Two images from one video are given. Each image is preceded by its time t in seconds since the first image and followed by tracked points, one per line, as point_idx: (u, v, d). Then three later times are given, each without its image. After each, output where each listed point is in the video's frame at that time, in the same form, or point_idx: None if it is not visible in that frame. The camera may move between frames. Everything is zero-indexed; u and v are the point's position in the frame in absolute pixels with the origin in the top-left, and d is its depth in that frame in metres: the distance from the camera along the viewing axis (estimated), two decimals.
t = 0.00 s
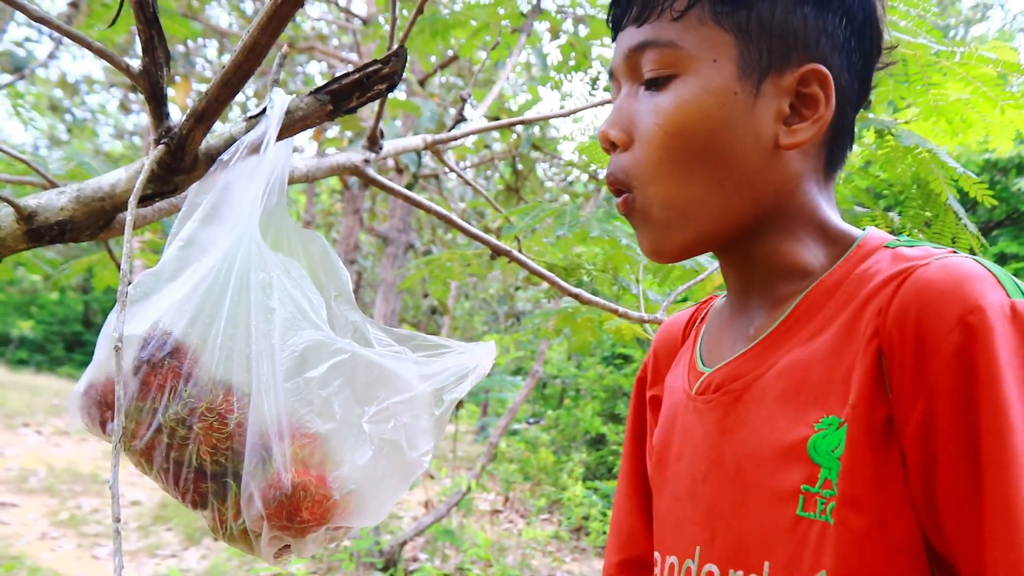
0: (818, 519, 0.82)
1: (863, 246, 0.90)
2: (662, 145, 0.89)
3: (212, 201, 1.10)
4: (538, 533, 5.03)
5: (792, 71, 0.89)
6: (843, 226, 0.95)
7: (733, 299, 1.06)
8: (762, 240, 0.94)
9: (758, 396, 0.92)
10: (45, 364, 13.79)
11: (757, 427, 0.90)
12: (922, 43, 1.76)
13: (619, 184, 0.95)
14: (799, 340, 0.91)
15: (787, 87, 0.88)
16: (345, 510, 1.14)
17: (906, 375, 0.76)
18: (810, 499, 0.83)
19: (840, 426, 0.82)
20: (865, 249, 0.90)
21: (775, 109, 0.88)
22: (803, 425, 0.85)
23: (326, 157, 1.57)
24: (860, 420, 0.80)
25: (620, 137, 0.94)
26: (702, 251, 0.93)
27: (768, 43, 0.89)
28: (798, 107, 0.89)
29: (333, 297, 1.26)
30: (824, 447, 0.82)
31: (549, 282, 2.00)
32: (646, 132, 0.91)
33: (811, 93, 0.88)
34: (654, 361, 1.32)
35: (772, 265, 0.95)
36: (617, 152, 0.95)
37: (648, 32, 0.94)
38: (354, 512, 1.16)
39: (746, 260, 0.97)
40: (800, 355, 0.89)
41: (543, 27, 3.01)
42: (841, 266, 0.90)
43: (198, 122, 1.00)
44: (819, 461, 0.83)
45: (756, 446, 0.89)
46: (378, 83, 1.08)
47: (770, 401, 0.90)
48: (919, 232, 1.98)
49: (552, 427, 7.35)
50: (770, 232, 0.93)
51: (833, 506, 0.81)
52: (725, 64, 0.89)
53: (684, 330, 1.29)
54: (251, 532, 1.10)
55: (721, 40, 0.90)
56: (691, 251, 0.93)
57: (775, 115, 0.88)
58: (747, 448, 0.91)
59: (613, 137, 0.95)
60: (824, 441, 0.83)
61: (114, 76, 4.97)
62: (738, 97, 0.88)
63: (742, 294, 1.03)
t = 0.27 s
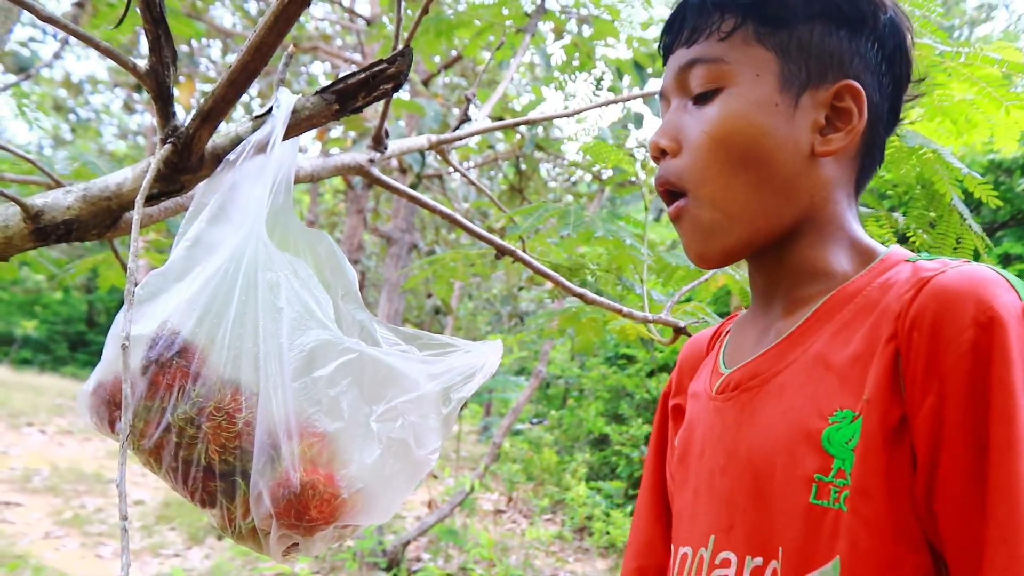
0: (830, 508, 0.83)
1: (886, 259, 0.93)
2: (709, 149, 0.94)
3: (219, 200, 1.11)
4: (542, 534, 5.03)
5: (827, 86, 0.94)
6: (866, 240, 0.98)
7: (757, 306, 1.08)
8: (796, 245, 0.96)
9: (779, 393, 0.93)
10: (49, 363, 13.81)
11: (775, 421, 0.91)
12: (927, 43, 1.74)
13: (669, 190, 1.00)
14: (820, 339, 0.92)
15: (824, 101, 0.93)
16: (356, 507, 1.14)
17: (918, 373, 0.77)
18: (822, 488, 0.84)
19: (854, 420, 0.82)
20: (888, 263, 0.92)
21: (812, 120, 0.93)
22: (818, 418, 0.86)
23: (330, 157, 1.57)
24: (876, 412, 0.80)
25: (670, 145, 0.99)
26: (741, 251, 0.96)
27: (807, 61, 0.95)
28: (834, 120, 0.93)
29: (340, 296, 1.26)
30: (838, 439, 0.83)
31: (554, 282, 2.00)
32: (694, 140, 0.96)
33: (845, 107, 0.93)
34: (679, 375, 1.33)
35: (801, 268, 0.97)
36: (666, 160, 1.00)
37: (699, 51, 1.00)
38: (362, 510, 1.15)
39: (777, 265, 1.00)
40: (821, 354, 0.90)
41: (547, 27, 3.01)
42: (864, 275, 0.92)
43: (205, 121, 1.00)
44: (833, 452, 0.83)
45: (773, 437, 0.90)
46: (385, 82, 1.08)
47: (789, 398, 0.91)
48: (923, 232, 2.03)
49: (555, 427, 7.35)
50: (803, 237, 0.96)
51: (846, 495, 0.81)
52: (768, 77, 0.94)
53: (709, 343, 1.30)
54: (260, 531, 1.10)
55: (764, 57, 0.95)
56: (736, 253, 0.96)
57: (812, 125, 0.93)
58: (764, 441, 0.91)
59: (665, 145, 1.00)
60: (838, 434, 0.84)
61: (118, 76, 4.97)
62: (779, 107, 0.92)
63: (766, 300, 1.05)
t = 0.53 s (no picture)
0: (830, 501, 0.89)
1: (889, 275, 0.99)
2: (719, 171, 0.98)
3: (223, 201, 1.11)
4: (543, 535, 5.04)
5: (826, 117, 1.01)
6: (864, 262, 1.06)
7: (766, 328, 1.15)
8: (802, 264, 1.02)
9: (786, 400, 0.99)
10: (51, 363, 13.82)
11: (781, 426, 0.98)
12: (929, 46, 1.75)
13: (684, 213, 1.05)
14: (823, 350, 0.97)
15: (823, 129, 1.00)
16: (361, 508, 1.14)
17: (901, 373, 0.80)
18: (822, 482, 0.90)
19: (851, 417, 0.89)
20: (889, 280, 0.98)
21: (813, 146, 0.99)
22: (819, 419, 0.93)
23: (333, 158, 1.57)
24: (869, 411, 0.85)
25: (683, 173, 1.04)
26: (755, 272, 1.02)
27: (806, 96, 1.02)
28: (833, 145, 1.00)
29: (342, 297, 1.26)
30: (835, 437, 0.90)
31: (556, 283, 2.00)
32: (706, 166, 1.00)
33: (843, 136, 1.00)
34: (697, 401, 1.41)
35: (806, 285, 1.04)
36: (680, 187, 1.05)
37: (706, 88, 1.07)
38: (366, 511, 1.16)
39: (781, 283, 1.06)
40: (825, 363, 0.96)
41: (549, 28, 3.01)
42: (865, 293, 0.98)
43: (208, 123, 1.01)
44: (830, 449, 0.90)
45: (779, 438, 0.97)
46: (387, 84, 1.09)
47: (793, 405, 0.98)
48: (926, 233, 2.04)
49: (557, 428, 7.35)
50: (808, 256, 1.01)
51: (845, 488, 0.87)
52: (772, 109, 1.00)
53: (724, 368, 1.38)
54: (262, 531, 1.10)
55: (767, 92, 1.02)
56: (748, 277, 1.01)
57: (813, 152, 0.99)
58: (771, 444, 0.98)
59: (677, 173, 1.05)
60: (836, 431, 0.90)
61: (121, 77, 4.98)
62: (783, 135, 0.99)
63: (774, 318, 1.12)
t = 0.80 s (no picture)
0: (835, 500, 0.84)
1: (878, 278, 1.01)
2: (724, 189, 0.99)
3: (226, 204, 1.11)
4: (544, 537, 5.05)
5: (820, 133, 1.04)
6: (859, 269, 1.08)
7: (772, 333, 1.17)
8: (802, 273, 1.03)
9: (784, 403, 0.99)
10: (52, 365, 13.83)
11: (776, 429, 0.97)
12: (930, 49, 1.76)
13: (689, 232, 1.05)
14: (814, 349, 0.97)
15: (818, 145, 1.03)
16: (362, 506, 1.17)
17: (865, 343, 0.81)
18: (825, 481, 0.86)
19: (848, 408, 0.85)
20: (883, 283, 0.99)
21: (811, 161, 1.02)
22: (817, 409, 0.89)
23: (336, 161, 1.58)
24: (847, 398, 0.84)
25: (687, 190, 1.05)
26: (752, 273, 1.04)
27: (799, 115, 1.04)
28: (828, 160, 1.03)
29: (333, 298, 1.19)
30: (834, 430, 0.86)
31: (558, 286, 2.00)
32: (709, 181, 1.01)
33: (835, 152, 1.03)
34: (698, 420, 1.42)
35: (806, 293, 1.05)
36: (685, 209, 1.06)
37: (704, 113, 1.08)
38: (365, 509, 1.18)
39: (779, 292, 1.07)
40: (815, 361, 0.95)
41: (551, 31, 3.02)
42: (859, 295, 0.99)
43: (213, 127, 1.01)
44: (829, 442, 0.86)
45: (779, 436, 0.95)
46: (391, 89, 1.08)
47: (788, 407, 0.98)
48: (925, 236, 2.04)
49: (558, 430, 7.37)
50: (809, 264, 1.03)
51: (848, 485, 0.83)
52: (770, 128, 1.02)
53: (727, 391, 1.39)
54: (264, 534, 1.11)
55: (762, 113, 1.04)
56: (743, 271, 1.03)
57: (811, 166, 1.01)
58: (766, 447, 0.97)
59: (682, 196, 1.06)
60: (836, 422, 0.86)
61: (122, 79, 4.99)
62: (781, 150, 1.00)
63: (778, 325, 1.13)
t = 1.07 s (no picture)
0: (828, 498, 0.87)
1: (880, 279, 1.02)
2: (738, 193, 1.01)
3: (233, 205, 1.13)
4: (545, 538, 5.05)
5: (830, 141, 1.06)
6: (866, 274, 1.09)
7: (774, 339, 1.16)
8: (809, 275, 1.05)
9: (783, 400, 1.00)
10: (53, 365, 13.84)
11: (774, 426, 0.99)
12: (932, 51, 1.76)
13: (700, 237, 1.06)
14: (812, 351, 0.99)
15: (828, 152, 1.05)
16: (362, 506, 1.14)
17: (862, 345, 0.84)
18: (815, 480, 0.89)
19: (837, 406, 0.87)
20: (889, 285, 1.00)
21: (820, 167, 1.04)
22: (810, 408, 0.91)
23: (339, 162, 1.58)
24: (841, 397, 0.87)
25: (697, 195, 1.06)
26: (761, 281, 1.04)
27: (809, 123, 1.06)
28: (837, 166, 1.05)
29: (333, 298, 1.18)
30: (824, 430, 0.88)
31: (561, 286, 2.00)
32: (720, 186, 1.03)
33: (845, 159, 1.05)
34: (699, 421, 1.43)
35: (811, 295, 1.06)
36: (697, 214, 1.07)
37: (716, 121, 1.10)
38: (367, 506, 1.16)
39: (785, 295, 1.08)
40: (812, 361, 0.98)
41: (552, 32, 3.02)
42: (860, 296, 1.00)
43: (219, 128, 1.01)
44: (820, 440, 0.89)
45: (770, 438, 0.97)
46: (395, 90, 1.09)
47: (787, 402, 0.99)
48: (928, 237, 2.04)
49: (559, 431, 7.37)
50: (816, 267, 1.04)
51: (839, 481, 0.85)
52: (781, 135, 1.04)
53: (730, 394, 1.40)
54: (268, 533, 1.11)
55: (773, 121, 1.06)
56: (753, 284, 1.04)
57: (820, 172, 1.03)
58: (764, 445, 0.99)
59: (695, 202, 1.07)
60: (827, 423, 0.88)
61: (124, 80, 4.99)
62: (791, 157, 1.02)
63: (781, 328, 1.13)
